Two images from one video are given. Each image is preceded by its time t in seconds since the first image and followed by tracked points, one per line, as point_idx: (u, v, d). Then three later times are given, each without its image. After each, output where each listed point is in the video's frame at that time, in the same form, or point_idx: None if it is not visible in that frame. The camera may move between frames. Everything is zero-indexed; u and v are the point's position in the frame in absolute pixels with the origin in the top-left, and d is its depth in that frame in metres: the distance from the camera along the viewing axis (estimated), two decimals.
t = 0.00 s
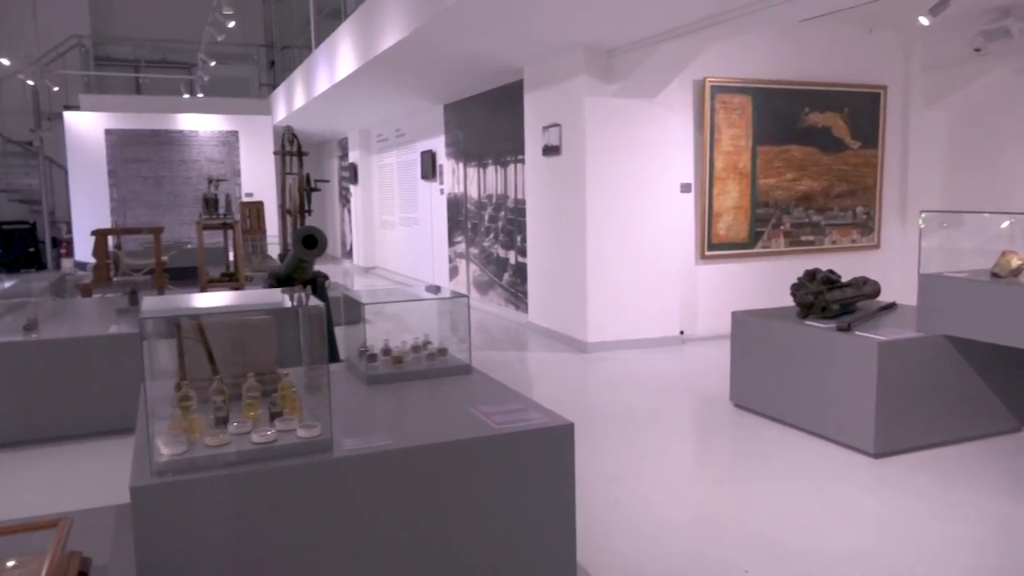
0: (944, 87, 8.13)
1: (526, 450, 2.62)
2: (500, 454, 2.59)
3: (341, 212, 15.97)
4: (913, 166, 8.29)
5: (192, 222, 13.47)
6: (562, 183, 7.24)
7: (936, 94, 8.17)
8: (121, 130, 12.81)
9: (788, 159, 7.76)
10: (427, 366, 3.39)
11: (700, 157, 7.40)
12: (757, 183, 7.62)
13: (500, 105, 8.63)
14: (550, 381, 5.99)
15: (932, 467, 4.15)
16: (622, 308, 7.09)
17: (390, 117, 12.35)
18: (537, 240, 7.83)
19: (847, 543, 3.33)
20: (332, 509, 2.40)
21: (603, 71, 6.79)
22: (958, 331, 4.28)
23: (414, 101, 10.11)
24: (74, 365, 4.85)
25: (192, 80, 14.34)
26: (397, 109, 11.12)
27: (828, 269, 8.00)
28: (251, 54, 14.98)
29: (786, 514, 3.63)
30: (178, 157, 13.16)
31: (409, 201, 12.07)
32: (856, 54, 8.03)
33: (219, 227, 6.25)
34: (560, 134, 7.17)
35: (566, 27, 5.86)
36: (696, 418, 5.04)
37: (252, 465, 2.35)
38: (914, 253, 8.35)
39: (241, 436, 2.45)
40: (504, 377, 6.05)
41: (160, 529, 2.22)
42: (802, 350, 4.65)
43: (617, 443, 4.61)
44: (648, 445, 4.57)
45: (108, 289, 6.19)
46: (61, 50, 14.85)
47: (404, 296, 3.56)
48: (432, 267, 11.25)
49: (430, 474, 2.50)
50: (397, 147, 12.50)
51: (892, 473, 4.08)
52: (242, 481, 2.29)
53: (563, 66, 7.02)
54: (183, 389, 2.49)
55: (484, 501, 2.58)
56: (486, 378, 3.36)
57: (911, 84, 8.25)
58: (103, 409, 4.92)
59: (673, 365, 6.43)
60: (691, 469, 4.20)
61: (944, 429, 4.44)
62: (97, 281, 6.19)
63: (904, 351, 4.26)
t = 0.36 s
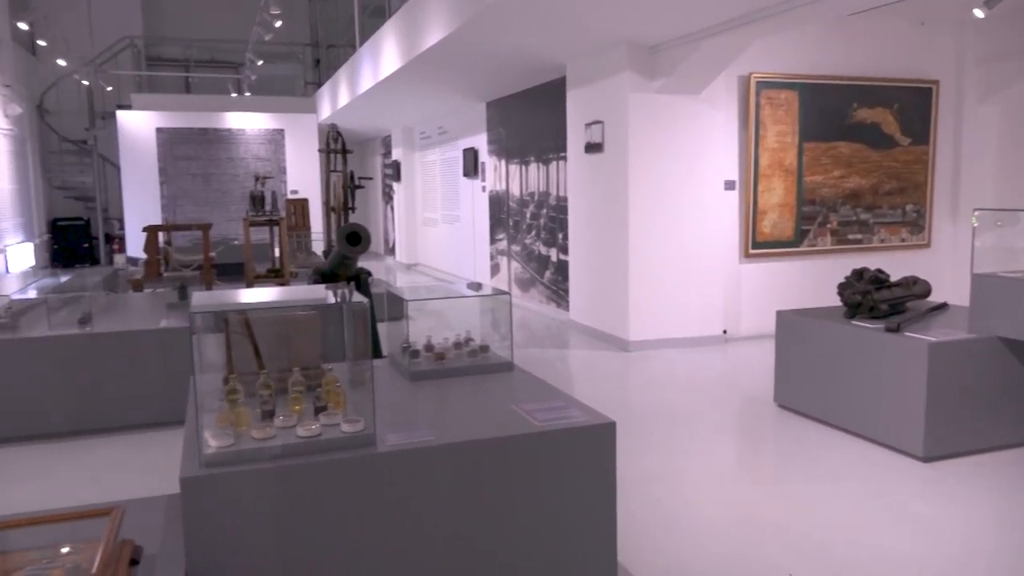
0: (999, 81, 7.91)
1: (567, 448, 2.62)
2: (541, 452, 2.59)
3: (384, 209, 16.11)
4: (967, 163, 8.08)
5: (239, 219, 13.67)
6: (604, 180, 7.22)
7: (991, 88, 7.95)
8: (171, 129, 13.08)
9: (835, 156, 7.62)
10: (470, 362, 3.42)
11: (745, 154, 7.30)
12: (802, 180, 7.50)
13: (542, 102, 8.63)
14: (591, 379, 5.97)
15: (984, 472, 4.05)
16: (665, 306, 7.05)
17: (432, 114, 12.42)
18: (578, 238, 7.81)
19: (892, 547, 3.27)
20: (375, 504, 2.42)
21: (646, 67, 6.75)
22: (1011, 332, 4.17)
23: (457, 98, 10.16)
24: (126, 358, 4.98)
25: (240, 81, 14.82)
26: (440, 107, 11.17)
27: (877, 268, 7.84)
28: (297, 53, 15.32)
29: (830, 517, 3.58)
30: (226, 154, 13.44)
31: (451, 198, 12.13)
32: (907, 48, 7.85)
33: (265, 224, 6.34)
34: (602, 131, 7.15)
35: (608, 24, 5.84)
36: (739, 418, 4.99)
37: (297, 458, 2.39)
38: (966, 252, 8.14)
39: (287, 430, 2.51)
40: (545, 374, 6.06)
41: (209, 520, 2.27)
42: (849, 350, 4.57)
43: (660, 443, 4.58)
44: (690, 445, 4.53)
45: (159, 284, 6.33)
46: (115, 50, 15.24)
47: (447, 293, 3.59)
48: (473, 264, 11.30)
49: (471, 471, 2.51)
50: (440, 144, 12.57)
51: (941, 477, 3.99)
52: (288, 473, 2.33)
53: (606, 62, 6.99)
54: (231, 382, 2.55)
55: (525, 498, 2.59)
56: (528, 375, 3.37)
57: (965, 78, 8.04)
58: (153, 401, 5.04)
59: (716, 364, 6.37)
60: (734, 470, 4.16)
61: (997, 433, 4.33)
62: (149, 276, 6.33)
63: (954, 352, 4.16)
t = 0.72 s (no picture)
0: None
1: (609, 447, 2.60)
2: (584, 450, 2.58)
3: (427, 206, 16.21)
4: None
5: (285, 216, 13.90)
6: (648, 177, 7.16)
7: None
8: (220, 127, 13.32)
9: (887, 153, 7.44)
10: (513, 359, 3.42)
11: (793, 151, 7.17)
12: (852, 177, 7.34)
13: (586, 99, 8.60)
14: (635, 378, 5.93)
15: None
16: (710, 305, 6.98)
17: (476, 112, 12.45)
18: (622, 236, 7.77)
19: (945, 553, 3.19)
20: (418, 499, 2.44)
21: (693, 63, 6.68)
22: None
23: (500, 96, 10.17)
24: (176, 351, 5.08)
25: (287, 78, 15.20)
26: (484, 104, 11.19)
27: (930, 267, 7.66)
28: (343, 52, 15.54)
29: (879, 521, 3.50)
30: (274, 152, 13.66)
31: (494, 195, 12.16)
32: (963, 41, 7.63)
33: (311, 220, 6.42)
34: (647, 127, 7.09)
35: (653, 20, 5.79)
36: (786, 418, 4.92)
37: (341, 452, 2.41)
38: None
39: (332, 424, 2.53)
40: (588, 372, 6.04)
41: (257, 511, 2.31)
42: (900, 351, 4.47)
43: (705, 443, 4.53)
44: (735, 445, 4.48)
45: (208, 279, 6.46)
46: (166, 50, 15.58)
47: (489, 290, 3.59)
48: (516, 262, 11.31)
49: (514, 468, 2.51)
50: (484, 141, 12.60)
51: (996, 483, 3.87)
52: (333, 467, 2.35)
53: (651, 58, 6.93)
54: (278, 376, 2.57)
55: (568, 496, 2.58)
56: (571, 373, 3.37)
57: None
58: (201, 394, 5.14)
59: (761, 364, 6.28)
60: (780, 471, 4.10)
61: None
62: (198, 271, 6.47)
63: (1011, 355, 4.03)
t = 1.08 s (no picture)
0: None
1: (651, 445, 2.58)
2: (624, 449, 2.56)
3: (468, 203, 16.26)
4: None
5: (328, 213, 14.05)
6: (691, 174, 7.09)
7: None
8: (265, 125, 13.51)
9: (938, 149, 7.25)
10: (553, 357, 3.41)
11: (840, 147, 7.03)
12: (901, 174, 7.17)
13: (628, 96, 8.55)
14: (676, 376, 5.88)
15: None
16: (752, 303, 6.90)
17: (517, 109, 12.44)
18: (663, 233, 7.70)
19: (995, 560, 3.10)
20: (458, 494, 2.44)
21: (737, 59, 6.60)
22: None
23: (542, 93, 10.16)
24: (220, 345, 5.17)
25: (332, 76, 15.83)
26: (525, 102, 11.19)
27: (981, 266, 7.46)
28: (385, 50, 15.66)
29: (926, 525, 3.42)
30: (317, 150, 13.81)
31: (535, 192, 12.15)
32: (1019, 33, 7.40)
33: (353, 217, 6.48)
34: (690, 124, 7.02)
35: (697, 15, 5.73)
36: (831, 419, 4.83)
37: (382, 447, 2.42)
38: None
39: (373, 419, 2.54)
40: (628, 370, 6.01)
41: (299, 504, 2.33)
42: (950, 353, 4.36)
43: (746, 442, 4.47)
44: (779, 446, 4.41)
45: (253, 275, 6.55)
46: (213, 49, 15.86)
47: (529, 287, 3.58)
48: (556, 259, 11.29)
49: (553, 465, 2.50)
50: (524, 139, 12.60)
51: None
52: (374, 461, 2.37)
53: (695, 54, 6.85)
54: (320, 371, 2.59)
55: (607, 495, 2.56)
56: (611, 371, 3.34)
57: None
58: (245, 388, 5.23)
59: (805, 365, 6.18)
60: (824, 473, 4.02)
61: None
62: (244, 267, 6.61)
63: None
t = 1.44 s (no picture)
0: None
1: (688, 445, 2.56)
2: (661, 448, 2.54)
3: (504, 200, 16.28)
4: None
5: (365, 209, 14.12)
6: (730, 172, 7.01)
7: None
8: (304, 122, 13.66)
9: (985, 146, 7.07)
10: (589, 355, 3.40)
11: (883, 144, 6.89)
12: (947, 171, 7.00)
13: (666, 92, 8.49)
14: (713, 375, 5.83)
15: None
16: (791, 302, 6.81)
17: (554, 106, 12.42)
18: (701, 231, 7.64)
19: None
20: (493, 491, 2.45)
21: (777, 54, 6.51)
22: None
23: (579, 90, 10.13)
24: (260, 340, 5.24)
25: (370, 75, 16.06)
26: (561, 99, 11.16)
27: None
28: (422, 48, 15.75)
29: (969, 529, 3.35)
30: (354, 147, 13.93)
31: (571, 189, 12.12)
32: None
33: (390, 214, 6.51)
34: (729, 120, 6.95)
35: (735, 10, 5.66)
36: (871, 421, 4.75)
37: (418, 442, 2.44)
38: None
39: (410, 414, 2.57)
40: (665, 369, 5.98)
41: (336, 498, 2.36)
42: (996, 355, 4.25)
43: (784, 443, 4.42)
44: (818, 447, 4.35)
45: (292, 271, 6.63)
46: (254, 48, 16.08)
47: (564, 285, 3.57)
48: (592, 256, 11.26)
49: (589, 463, 2.50)
50: (561, 136, 12.56)
51: None
52: (410, 457, 2.39)
53: (734, 50, 6.77)
54: (357, 366, 2.63)
55: (643, 494, 2.55)
56: (648, 369, 3.32)
57: None
58: (283, 382, 5.30)
59: (845, 365, 6.08)
60: (863, 475, 3.96)
61: None
62: (282, 263, 6.64)
63: None
